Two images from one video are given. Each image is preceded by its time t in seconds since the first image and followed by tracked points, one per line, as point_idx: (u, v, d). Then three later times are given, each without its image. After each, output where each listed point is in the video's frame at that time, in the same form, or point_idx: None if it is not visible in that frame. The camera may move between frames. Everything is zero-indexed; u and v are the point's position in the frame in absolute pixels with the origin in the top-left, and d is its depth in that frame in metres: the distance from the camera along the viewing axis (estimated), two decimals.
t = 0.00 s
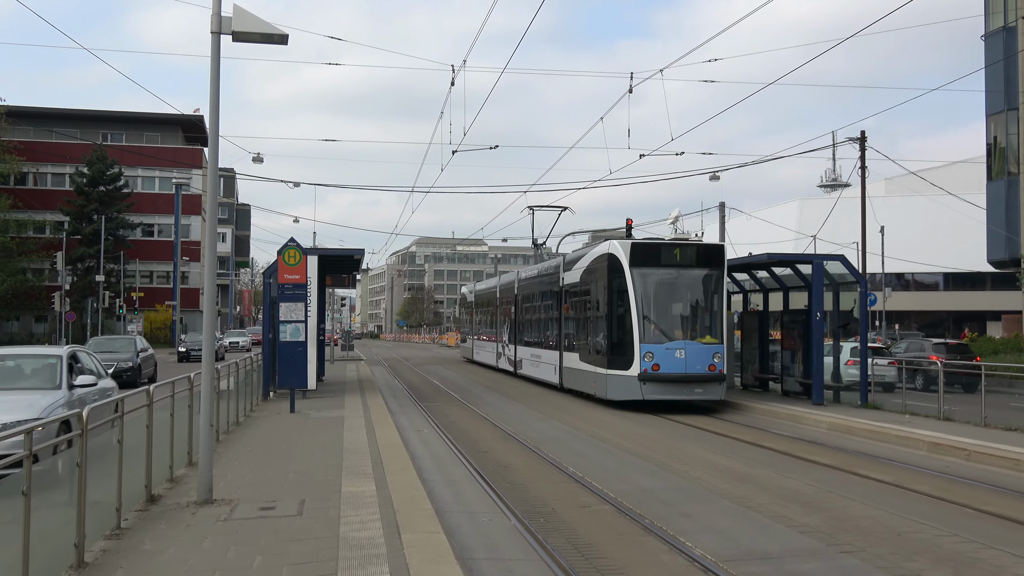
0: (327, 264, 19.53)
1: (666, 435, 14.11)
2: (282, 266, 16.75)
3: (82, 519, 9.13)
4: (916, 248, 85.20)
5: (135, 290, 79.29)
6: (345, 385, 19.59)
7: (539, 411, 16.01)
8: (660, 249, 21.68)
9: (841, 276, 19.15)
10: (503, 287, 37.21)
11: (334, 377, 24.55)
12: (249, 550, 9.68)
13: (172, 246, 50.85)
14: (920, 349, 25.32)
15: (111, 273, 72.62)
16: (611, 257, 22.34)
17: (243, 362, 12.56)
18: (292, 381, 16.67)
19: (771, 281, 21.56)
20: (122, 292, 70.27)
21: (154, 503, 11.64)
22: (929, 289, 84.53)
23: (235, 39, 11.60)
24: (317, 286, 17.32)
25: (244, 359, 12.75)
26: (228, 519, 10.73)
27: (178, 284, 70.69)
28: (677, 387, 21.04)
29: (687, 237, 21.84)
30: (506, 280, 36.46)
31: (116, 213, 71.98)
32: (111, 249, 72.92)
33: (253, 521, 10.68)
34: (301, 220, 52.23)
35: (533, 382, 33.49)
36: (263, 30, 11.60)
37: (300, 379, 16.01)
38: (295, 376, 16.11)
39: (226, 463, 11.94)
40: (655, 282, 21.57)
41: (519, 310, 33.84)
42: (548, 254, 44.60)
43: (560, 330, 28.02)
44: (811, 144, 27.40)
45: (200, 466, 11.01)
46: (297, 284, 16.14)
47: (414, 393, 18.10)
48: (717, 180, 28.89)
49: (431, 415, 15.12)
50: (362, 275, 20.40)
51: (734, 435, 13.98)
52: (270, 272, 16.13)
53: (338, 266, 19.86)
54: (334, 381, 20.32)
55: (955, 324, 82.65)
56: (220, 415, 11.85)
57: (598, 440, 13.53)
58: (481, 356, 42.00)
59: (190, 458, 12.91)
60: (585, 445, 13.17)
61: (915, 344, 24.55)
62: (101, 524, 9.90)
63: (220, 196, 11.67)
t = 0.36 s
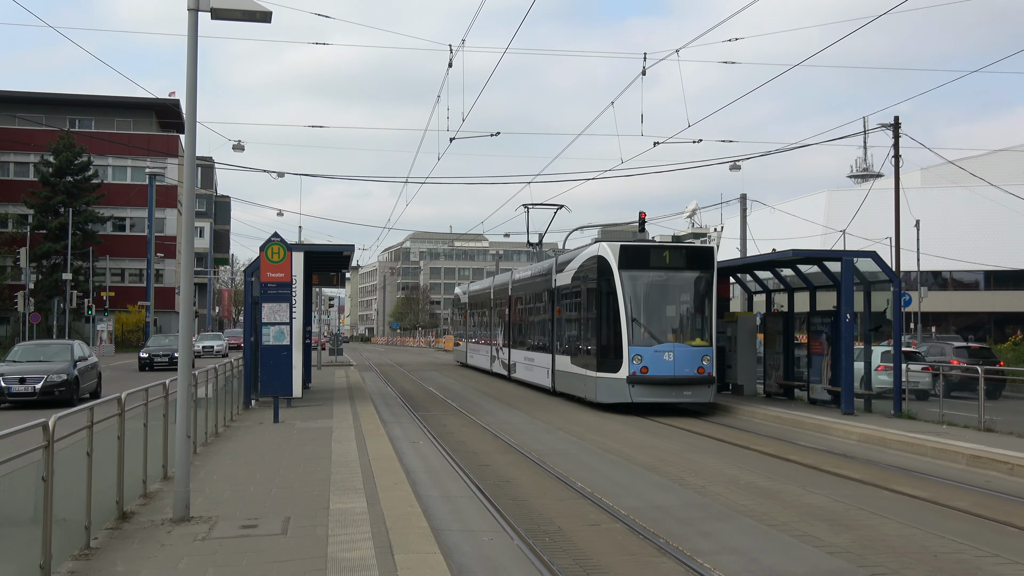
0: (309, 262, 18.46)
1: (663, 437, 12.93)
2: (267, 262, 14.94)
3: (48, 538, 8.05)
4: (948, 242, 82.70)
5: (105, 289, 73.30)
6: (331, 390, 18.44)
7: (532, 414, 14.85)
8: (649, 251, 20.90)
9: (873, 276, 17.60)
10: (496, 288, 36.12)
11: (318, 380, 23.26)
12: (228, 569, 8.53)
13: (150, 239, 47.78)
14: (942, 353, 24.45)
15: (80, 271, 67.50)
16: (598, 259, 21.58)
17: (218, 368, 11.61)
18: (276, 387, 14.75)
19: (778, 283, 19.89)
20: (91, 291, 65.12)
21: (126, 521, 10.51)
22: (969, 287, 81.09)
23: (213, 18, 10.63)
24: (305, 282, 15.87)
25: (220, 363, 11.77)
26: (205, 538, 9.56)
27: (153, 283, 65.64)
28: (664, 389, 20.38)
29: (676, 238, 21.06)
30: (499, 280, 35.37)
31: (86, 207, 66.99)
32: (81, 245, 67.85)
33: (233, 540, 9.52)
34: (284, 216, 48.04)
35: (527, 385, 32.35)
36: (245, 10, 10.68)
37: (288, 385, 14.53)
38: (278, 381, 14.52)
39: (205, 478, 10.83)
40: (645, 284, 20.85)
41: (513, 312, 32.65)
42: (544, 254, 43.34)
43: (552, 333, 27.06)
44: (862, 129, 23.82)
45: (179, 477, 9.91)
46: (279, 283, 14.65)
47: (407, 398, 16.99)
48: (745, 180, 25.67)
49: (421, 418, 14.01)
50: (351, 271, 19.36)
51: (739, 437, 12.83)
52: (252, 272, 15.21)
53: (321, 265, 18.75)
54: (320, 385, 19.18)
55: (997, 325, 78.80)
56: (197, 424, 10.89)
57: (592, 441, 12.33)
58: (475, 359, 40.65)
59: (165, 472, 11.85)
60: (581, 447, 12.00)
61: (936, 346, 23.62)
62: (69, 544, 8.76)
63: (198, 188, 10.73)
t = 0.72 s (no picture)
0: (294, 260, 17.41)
1: (668, 441, 11.78)
2: (247, 258, 13.54)
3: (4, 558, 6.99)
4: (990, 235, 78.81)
5: (74, 288, 64.27)
6: (320, 396, 17.30)
7: (533, 422, 13.77)
8: (640, 252, 20.13)
9: (912, 273, 16.18)
10: (491, 288, 34.83)
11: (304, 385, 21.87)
12: None
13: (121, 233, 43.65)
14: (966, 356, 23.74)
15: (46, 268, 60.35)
16: (588, 260, 20.83)
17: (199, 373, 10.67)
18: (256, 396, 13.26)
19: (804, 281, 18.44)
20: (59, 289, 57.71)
21: (98, 541, 9.38)
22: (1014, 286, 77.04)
23: None
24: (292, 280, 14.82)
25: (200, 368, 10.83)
26: (182, 560, 8.36)
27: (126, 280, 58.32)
28: (654, 392, 19.81)
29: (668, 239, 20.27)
30: (494, 280, 34.11)
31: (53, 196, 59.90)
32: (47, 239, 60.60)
33: (213, 561, 8.32)
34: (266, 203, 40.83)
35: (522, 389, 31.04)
36: None
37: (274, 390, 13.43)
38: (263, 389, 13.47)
39: (185, 494, 9.71)
40: (636, 286, 20.10)
41: (507, 313, 31.48)
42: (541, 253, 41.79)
43: (545, 336, 26.13)
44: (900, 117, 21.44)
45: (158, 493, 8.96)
46: (266, 282, 13.57)
47: (402, 407, 15.90)
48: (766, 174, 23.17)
49: (417, 427, 12.94)
50: (342, 268, 18.36)
51: (752, 443, 11.71)
52: (236, 270, 14.31)
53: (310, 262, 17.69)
54: (308, 394, 17.92)
55: None
56: (176, 435, 9.95)
57: (596, 448, 11.19)
58: (469, 364, 39.14)
59: (140, 486, 10.85)
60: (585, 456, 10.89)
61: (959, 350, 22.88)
62: (30, 568, 7.60)
63: (175, 176, 9.84)
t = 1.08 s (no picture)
0: (285, 254, 16.58)
1: (680, 449, 10.71)
2: (230, 258, 12.77)
3: None
4: None
5: (41, 288, 60.54)
6: (307, 404, 16.23)
7: (535, 431, 12.75)
8: (628, 254, 19.47)
9: (951, 270, 15.22)
10: (482, 289, 33.45)
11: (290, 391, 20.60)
12: None
13: (92, 228, 40.68)
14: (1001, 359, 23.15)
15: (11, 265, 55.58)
16: (576, 260, 20.19)
17: (175, 380, 9.84)
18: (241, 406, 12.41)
19: (836, 280, 17.25)
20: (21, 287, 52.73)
21: (66, 562, 8.34)
22: None
23: None
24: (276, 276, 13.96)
25: (177, 374, 9.98)
26: None
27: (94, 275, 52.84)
28: (640, 394, 19.06)
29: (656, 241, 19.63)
30: (486, 280, 32.68)
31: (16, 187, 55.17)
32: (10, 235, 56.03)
33: None
34: (247, 195, 36.86)
35: (515, 393, 29.72)
36: None
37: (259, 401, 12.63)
38: (246, 399, 12.64)
39: (160, 513, 8.68)
40: (626, 288, 19.43)
41: (499, 314, 30.34)
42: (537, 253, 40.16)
43: (537, 339, 25.10)
44: (934, 105, 18.96)
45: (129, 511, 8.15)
46: (248, 280, 12.69)
47: (396, 417, 14.88)
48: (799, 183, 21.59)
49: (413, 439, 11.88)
50: (329, 267, 17.60)
51: (772, 451, 10.66)
52: (218, 266, 13.38)
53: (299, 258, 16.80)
54: (291, 402, 16.76)
55: None
56: (150, 447, 9.20)
57: (603, 459, 10.14)
58: (460, 368, 37.52)
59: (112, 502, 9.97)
60: (591, 467, 9.85)
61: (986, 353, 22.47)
62: None
63: (150, 167, 9.08)
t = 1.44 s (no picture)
0: (270, 249, 15.94)
1: (693, 459, 9.99)
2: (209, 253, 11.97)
3: None
4: None
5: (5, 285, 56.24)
6: (294, 412, 15.44)
7: (539, 440, 11.94)
8: (613, 255, 19.13)
9: (987, 267, 14.02)
10: (471, 289, 32.48)
11: (277, 397, 19.63)
12: None
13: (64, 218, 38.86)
14: None
15: None
16: (561, 262, 19.87)
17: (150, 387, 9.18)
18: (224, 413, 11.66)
19: (863, 277, 16.19)
20: None
21: None
22: None
23: None
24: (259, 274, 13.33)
25: (153, 379, 9.32)
26: None
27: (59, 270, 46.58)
28: (623, 395, 18.84)
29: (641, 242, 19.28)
30: (477, 279, 31.67)
31: None
32: None
33: None
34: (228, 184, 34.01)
35: (509, 397, 28.63)
36: None
37: (241, 407, 11.89)
38: (227, 403, 11.97)
39: (134, 529, 7.84)
40: (611, 291, 19.12)
41: (488, 314, 29.50)
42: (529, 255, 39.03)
43: (525, 340, 24.45)
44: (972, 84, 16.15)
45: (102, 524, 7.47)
46: (229, 277, 11.97)
47: (390, 426, 14.03)
48: (822, 171, 20.77)
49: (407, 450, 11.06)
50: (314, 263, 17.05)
51: (793, 462, 9.93)
52: (196, 261, 12.77)
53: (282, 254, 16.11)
54: (273, 408, 15.84)
55: None
56: (124, 457, 8.51)
57: (612, 471, 9.40)
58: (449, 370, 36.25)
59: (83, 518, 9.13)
60: (596, 478, 9.10)
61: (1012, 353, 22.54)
62: None
63: (121, 154, 8.40)
